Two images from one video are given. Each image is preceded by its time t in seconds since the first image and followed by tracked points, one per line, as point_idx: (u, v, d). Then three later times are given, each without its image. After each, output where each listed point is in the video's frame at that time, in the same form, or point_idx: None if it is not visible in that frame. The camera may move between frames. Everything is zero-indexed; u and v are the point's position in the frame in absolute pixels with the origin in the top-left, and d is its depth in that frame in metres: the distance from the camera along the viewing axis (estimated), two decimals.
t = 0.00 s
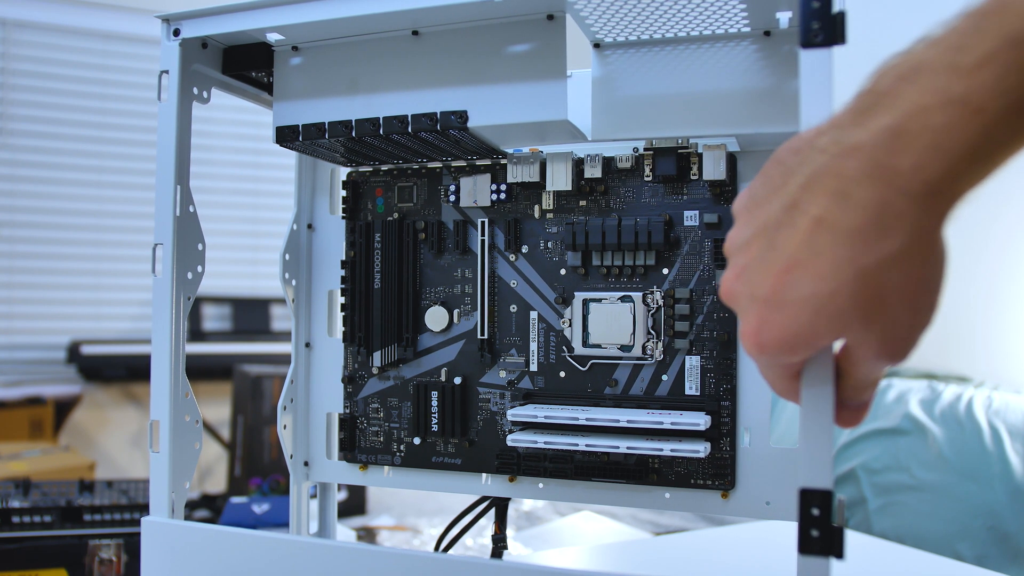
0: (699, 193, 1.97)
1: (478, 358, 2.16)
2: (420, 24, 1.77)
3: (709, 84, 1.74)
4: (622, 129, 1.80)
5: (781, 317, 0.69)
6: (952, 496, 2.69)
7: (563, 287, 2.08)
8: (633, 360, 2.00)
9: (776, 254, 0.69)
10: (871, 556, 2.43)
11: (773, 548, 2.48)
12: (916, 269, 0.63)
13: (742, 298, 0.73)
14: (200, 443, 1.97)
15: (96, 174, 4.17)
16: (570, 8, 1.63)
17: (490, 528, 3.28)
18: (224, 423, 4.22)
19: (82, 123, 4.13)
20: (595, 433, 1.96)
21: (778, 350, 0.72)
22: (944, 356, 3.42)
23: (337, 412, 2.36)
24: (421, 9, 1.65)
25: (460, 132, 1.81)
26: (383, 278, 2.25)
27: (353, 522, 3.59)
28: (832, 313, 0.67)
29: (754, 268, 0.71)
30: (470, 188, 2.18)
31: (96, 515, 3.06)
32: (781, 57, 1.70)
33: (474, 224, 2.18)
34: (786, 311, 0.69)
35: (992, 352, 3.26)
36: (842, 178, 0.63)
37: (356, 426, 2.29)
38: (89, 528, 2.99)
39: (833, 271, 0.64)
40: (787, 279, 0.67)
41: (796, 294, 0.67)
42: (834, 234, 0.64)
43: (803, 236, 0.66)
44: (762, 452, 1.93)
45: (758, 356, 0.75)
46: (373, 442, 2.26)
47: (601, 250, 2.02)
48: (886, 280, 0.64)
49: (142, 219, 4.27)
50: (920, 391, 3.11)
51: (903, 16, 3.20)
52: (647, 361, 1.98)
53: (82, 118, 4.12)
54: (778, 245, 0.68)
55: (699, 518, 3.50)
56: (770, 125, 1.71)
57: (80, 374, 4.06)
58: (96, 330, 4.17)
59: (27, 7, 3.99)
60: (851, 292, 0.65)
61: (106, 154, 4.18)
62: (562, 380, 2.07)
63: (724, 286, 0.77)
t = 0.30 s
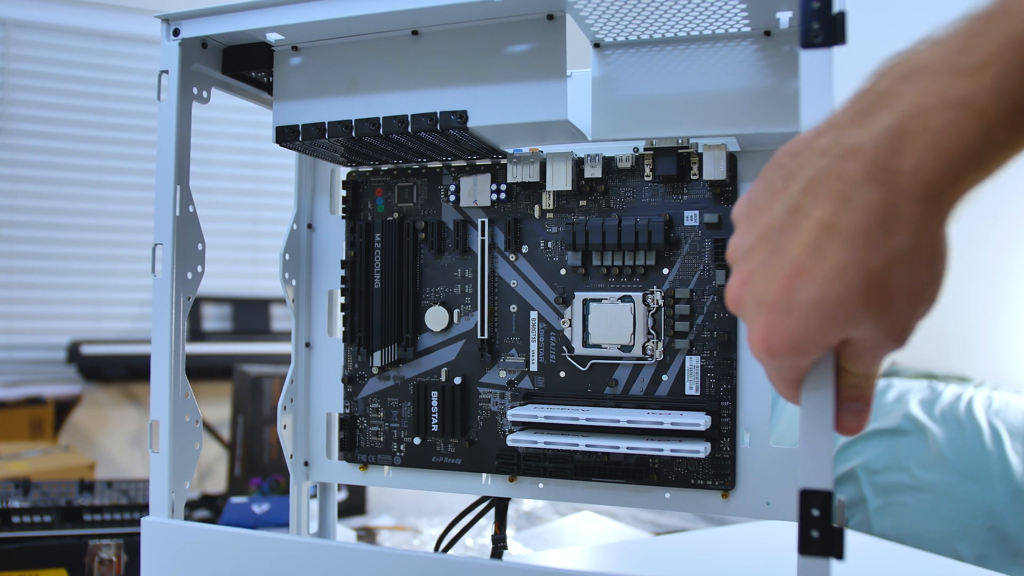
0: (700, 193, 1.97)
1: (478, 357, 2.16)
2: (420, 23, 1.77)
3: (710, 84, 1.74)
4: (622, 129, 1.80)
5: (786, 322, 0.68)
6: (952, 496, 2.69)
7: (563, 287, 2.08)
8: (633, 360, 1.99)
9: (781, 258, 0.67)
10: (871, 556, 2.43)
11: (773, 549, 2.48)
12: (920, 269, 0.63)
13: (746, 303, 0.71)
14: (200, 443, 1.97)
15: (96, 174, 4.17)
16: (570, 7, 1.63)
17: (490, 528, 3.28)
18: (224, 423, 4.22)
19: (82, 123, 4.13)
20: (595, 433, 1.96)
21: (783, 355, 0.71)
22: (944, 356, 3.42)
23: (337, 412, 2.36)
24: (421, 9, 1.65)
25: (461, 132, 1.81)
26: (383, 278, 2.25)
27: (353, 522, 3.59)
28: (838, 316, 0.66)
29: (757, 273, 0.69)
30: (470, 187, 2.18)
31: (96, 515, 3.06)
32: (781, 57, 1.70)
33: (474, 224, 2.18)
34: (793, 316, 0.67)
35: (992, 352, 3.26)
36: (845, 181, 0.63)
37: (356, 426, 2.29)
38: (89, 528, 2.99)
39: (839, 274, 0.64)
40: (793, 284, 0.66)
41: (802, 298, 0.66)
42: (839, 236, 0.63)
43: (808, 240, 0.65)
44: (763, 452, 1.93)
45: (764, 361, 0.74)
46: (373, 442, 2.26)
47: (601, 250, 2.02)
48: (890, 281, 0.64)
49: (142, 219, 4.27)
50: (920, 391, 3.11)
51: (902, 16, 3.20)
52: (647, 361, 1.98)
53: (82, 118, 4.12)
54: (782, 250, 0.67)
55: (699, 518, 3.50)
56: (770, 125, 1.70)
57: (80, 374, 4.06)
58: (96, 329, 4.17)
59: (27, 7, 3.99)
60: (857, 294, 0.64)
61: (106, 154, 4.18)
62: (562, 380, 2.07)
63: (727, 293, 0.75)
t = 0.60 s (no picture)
0: (700, 193, 1.97)
1: (478, 357, 2.16)
2: (420, 23, 1.77)
3: (710, 84, 1.74)
4: (622, 129, 1.80)
5: (794, 325, 0.68)
6: (952, 496, 2.69)
7: (564, 287, 2.08)
8: (633, 360, 1.99)
9: (790, 261, 0.67)
10: (871, 556, 2.43)
11: (773, 549, 2.48)
12: (929, 272, 0.63)
13: (754, 308, 0.71)
14: (200, 443, 1.97)
15: (96, 174, 4.17)
16: (570, 8, 1.63)
17: (490, 528, 3.28)
18: (224, 423, 4.22)
19: (82, 123, 4.13)
20: (595, 433, 1.96)
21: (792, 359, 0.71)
22: (944, 356, 3.41)
23: (337, 412, 2.36)
24: (421, 9, 1.65)
25: (461, 131, 1.81)
26: (383, 278, 2.25)
27: (353, 522, 3.59)
28: (846, 319, 0.66)
29: (765, 277, 0.69)
30: (470, 187, 2.18)
31: (96, 515, 3.06)
32: (781, 57, 1.70)
33: (474, 224, 2.18)
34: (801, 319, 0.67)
35: (992, 351, 3.26)
36: (855, 183, 0.63)
37: (356, 426, 2.29)
38: (89, 528, 2.99)
39: (849, 276, 0.64)
40: (803, 286, 0.66)
41: (812, 301, 0.66)
42: (849, 238, 0.63)
43: (818, 243, 0.65)
44: (763, 453, 1.93)
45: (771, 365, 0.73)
46: (373, 442, 2.26)
47: (601, 250, 2.02)
48: (899, 283, 0.64)
49: (142, 219, 4.27)
50: (920, 391, 3.11)
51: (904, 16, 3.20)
52: (648, 361, 1.98)
53: (82, 118, 4.12)
54: (791, 252, 0.67)
55: (699, 518, 3.50)
56: (772, 125, 1.70)
57: (80, 374, 4.06)
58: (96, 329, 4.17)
59: (27, 7, 3.99)
60: (865, 296, 0.64)
61: (106, 154, 4.18)
62: (562, 380, 2.07)
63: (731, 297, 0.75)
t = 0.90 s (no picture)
0: (700, 193, 1.97)
1: (478, 357, 2.16)
2: (420, 23, 1.77)
3: (710, 84, 1.74)
4: (622, 129, 1.80)
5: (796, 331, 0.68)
6: (952, 496, 2.69)
7: (564, 287, 2.08)
8: (633, 360, 1.99)
9: (791, 268, 0.67)
10: (872, 556, 2.42)
11: (774, 549, 2.48)
12: (931, 277, 0.63)
13: (755, 315, 0.71)
14: (200, 443, 1.98)
15: (96, 174, 4.17)
16: (570, 8, 1.63)
17: (490, 528, 3.28)
18: (224, 423, 4.22)
19: (82, 123, 4.13)
20: (595, 433, 1.96)
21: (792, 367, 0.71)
22: (944, 356, 3.41)
23: (337, 412, 2.36)
24: (421, 9, 1.65)
25: (461, 131, 1.81)
26: (383, 278, 2.25)
27: (353, 522, 3.59)
28: (847, 326, 0.66)
29: (766, 285, 0.69)
30: (470, 187, 2.18)
31: (96, 515, 3.06)
32: (782, 57, 1.70)
33: (474, 224, 2.18)
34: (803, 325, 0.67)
35: (992, 351, 3.25)
36: (857, 189, 0.62)
37: (356, 426, 2.29)
38: (89, 528, 2.99)
39: (851, 283, 0.63)
40: (804, 293, 0.66)
41: (813, 308, 0.66)
42: (852, 245, 0.63)
43: (819, 250, 0.65)
44: (763, 452, 1.93)
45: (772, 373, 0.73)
46: (373, 442, 2.26)
47: (601, 250, 2.02)
48: (900, 290, 0.64)
49: (142, 219, 4.27)
50: (920, 391, 3.11)
51: (904, 16, 3.20)
52: (648, 361, 1.98)
53: (82, 118, 4.12)
54: (792, 259, 0.67)
55: (699, 518, 3.50)
56: (771, 124, 1.70)
57: (80, 374, 4.05)
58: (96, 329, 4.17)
59: (27, 7, 3.99)
60: (867, 303, 0.64)
61: (105, 154, 4.18)
62: (562, 380, 2.07)
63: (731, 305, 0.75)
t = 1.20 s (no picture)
0: (700, 193, 1.97)
1: (478, 357, 2.15)
2: (420, 23, 1.76)
3: (710, 84, 1.74)
4: (622, 129, 1.80)
5: (795, 337, 0.68)
6: (952, 496, 2.69)
7: (564, 287, 2.08)
8: (633, 360, 1.99)
9: (791, 269, 0.67)
10: (872, 556, 2.42)
11: (774, 549, 2.48)
12: (932, 281, 0.63)
13: (754, 316, 0.71)
14: (200, 444, 1.98)
15: (96, 174, 4.17)
16: (571, 8, 1.63)
17: (490, 528, 3.28)
18: (224, 423, 4.23)
19: (82, 123, 4.13)
20: (595, 433, 1.96)
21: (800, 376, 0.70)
22: (944, 356, 3.41)
23: (337, 412, 2.36)
24: (422, 9, 1.65)
25: (461, 131, 1.81)
26: (383, 278, 2.25)
27: (353, 522, 3.59)
28: (847, 329, 0.66)
29: (765, 286, 0.69)
30: (470, 187, 2.18)
31: (96, 515, 3.06)
32: (782, 57, 1.70)
33: (474, 223, 2.18)
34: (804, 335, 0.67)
35: (992, 352, 3.26)
36: (858, 192, 0.62)
37: (356, 426, 2.28)
38: (89, 528, 2.99)
39: (850, 286, 0.64)
40: (803, 295, 0.66)
41: (812, 311, 0.66)
42: (853, 249, 0.63)
43: (819, 252, 0.65)
44: (763, 452, 1.93)
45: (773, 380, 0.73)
46: (373, 442, 2.26)
47: (601, 250, 2.02)
48: (900, 294, 0.64)
49: (142, 219, 4.27)
50: (920, 391, 3.11)
51: (904, 16, 3.20)
52: (648, 361, 1.98)
53: (82, 118, 4.12)
54: (793, 261, 0.67)
55: (699, 518, 3.49)
56: (770, 124, 1.70)
57: (80, 374, 4.05)
58: (95, 329, 4.17)
59: (27, 7, 3.99)
60: (868, 305, 0.64)
61: (105, 154, 4.18)
62: (562, 380, 2.06)
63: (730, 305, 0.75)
